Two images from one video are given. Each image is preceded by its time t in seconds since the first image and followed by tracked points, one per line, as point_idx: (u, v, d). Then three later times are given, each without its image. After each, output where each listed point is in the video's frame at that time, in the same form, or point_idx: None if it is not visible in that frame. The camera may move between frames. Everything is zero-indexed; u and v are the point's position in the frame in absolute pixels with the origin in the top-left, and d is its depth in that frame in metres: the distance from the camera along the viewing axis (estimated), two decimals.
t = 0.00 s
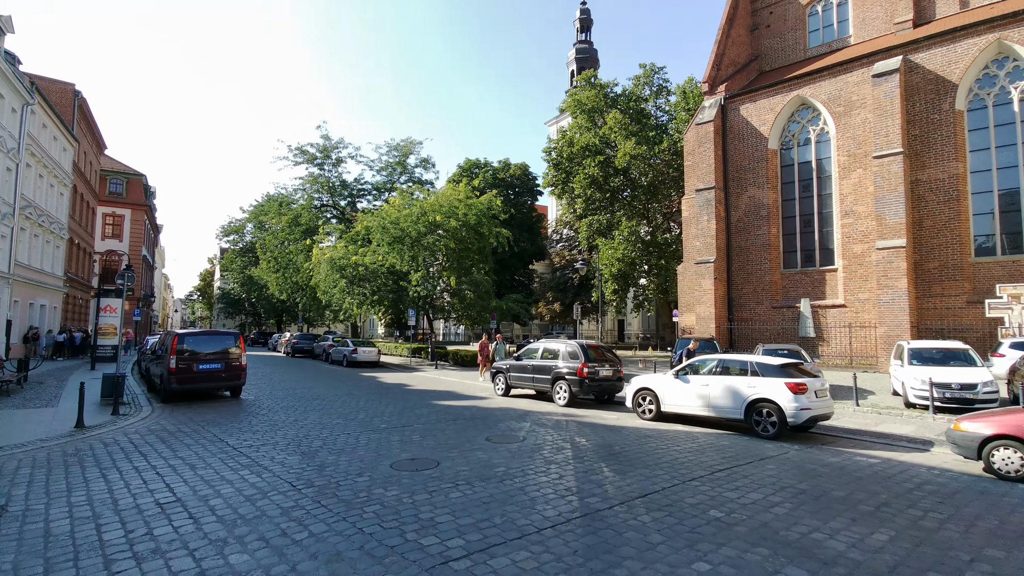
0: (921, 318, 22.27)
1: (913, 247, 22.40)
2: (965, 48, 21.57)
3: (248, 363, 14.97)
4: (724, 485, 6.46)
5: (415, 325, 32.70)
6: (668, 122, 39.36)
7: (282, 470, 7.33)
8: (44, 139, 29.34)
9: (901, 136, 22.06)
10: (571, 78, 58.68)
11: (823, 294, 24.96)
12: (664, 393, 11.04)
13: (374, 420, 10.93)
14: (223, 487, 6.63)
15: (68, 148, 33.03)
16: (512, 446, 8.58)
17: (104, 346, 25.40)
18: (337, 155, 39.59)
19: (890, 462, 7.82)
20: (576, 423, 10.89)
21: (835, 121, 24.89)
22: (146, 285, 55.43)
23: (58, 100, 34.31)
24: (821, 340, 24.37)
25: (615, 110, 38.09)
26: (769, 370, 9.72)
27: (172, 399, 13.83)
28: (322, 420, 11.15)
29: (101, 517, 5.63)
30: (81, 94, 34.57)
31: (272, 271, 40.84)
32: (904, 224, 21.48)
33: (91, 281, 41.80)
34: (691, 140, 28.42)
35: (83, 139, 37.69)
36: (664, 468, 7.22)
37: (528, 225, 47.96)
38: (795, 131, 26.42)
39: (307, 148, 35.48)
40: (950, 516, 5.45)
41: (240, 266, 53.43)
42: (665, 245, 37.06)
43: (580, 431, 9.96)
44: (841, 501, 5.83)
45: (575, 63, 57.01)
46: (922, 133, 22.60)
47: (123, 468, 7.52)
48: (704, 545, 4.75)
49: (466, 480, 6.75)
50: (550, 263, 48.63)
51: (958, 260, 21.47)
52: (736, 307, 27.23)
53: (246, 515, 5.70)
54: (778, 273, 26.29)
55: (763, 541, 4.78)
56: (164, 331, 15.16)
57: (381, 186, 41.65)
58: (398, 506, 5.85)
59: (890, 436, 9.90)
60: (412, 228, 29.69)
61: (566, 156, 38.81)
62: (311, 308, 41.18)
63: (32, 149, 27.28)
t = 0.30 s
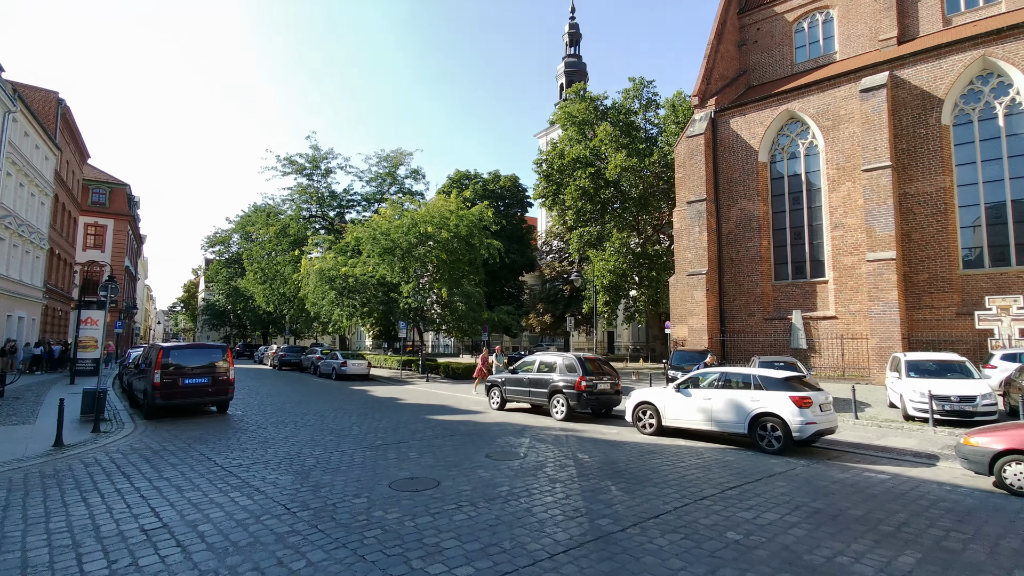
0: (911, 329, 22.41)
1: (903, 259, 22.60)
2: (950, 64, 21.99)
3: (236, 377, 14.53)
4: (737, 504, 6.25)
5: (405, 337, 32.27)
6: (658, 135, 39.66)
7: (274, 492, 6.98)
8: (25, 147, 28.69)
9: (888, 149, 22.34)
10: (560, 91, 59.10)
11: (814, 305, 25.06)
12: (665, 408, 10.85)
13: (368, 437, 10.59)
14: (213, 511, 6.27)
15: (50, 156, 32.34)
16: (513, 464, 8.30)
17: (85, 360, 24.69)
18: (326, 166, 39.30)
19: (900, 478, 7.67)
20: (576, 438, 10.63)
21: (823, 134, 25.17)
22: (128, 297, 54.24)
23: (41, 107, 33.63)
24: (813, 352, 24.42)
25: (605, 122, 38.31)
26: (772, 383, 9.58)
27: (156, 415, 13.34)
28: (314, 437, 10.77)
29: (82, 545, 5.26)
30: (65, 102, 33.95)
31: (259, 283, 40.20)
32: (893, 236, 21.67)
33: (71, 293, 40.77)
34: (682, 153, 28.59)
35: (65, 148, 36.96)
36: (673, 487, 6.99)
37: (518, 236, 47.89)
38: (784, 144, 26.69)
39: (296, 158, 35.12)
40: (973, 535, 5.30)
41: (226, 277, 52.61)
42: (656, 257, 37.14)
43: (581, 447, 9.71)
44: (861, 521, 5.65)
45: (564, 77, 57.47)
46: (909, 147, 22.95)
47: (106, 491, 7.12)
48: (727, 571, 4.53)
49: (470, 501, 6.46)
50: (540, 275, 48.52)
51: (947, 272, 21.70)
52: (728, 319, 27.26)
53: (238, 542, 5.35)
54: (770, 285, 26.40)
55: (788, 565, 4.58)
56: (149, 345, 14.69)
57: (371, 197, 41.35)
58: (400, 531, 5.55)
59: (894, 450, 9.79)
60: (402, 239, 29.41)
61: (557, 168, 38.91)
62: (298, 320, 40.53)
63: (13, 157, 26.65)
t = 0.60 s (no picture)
0: (901, 342, 22.59)
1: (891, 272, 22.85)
2: (934, 82, 22.49)
3: (223, 391, 14.12)
4: (750, 521, 6.08)
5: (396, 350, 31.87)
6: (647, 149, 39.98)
7: (268, 512, 6.68)
8: (6, 155, 28.08)
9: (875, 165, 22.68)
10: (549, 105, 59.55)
11: (805, 318, 25.21)
12: (665, 421, 10.71)
13: (362, 453, 10.28)
14: (203, 533, 5.95)
15: (31, 165, 31.67)
16: (515, 481, 8.06)
17: (64, 374, 23.97)
18: (315, 178, 39.04)
19: (908, 492, 7.58)
20: (576, 453, 10.42)
21: (812, 149, 25.53)
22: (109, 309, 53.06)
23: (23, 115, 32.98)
24: (804, 365, 24.51)
25: (595, 136, 38.59)
26: (774, 396, 9.49)
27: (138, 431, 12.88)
28: (306, 453, 10.43)
29: (65, 572, 4.94)
30: (48, 110, 33.36)
31: (246, 295, 39.56)
32: (882, 250, 21.92)
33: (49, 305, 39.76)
34: (672, 166, 28.81)
35: (48, 157, 36.23)
36: (682, 503, 6.81)
37: (509, 249, 47.83)
38: (773, 159, 27.03)
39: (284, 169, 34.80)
40: (994, 552, 5.18)
41: (210, 289, 51.77)
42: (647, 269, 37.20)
43: (583, 462, 9.50)
44: (879, 538, 5.52)
45: (553, 91, 57.95)
46: (895, 163, 23.35)
47: (89, 512, 6.75)
48: None
49: (475, 520, 6.22)
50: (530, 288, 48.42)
51: (934, 285, 21.97)
52: (720, 332, 27.32)
53: (233, 566, 5.06)
54: (760, 298, 26.55)
55: None
56: (133, 358, 14.24)
57: (361, 209, 41.06)
58: (405, 553, 5.30)
59: (896, 463, 9.72)
60: (393, 251, 29.16)
61: (548, 181, 39.05)
62: (285, 333, 39.87)
63: None
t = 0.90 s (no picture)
0: (891, 358, 22.71)
1: (881, 289, 23.06)
2: (918, 104, 22.99)
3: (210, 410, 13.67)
4: (765, 545, 5.88)
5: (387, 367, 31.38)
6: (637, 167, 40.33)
7: (261, 537, 6.34)
8: None
9: (863, 183, 23.01)
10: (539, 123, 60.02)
11: (796, 335, 25.30)
12: (666, 439, 10.52)
13: (356, 473, 9.93)
14: (191, 562, 5.61)
15: (14, 178, 31.08)
16: (517, 503, 7.78)
17: (42, 392, 23.23)
18: (305, 193, 38.76)
19: (917, 512, 7.45)
20: (577, 473, 10.17)
21: (800, 168, 25.88)
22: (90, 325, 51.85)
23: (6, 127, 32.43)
24: (796, 381, 24.52)
25: (585, 154, 38.88)
26: (777, 414, 9.36)
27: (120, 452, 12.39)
28: (297, 474, 10.05)
29: None
30: (32, 123, 32.86)
31: (232, 310, 38.89)
32: (871, 267, 22.12)
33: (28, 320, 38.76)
34: (663, 184, 29.02)
35: (31, 170, 35.61)
36: (692, 525, 6.60)
37: (499, 265, 47.74)
38: (762, 177, 27.36)
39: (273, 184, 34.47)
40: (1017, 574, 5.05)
41: (195, 305, 50.90)
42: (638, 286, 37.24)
43: (583, 482, 9.25)
44: (899, 561, 5.36)
45: (543, 110, 58.47)
46: (883, 182, 23.72)
47: (68, 539, 6.36)
48: None
49: (479, 545, 5.95)
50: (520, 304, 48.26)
51: (923, 302, 22.20)
52: (712, 348, 27.29)
53: None
54: (752, 315, 26.62)
55: None
56: (116, 376, 13.76)
57: (350, 224, 40.79)
58: None
59: (900, 481, 9.61)
60: (384, 266, 28.88)
61: (540, 198, 39.18)
62: (272, 349, 39.18)
63: None
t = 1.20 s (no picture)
0: (888, 376, 22.69)
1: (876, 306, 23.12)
2: (908, 124, 23.35)
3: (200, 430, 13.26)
4: (786, 570, 5.66)
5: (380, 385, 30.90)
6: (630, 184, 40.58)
7: (256, 565, 6.01)
8: None
9: (856, 201, 23.20)
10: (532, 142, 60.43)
11: (792, 352, 25.26)
12: (671, 458, 10.28)
13: (353, 495, 9.58)
14: None
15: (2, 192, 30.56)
16: (523, 526, 7.49)
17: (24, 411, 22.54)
18: (298, 210, 38.51)
19: (935, 534, 7.26)
20: (581, 494, 9.88)
21: (794, 186, 26.10)
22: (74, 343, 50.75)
23: None
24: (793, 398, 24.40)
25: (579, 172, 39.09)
26: (785, 432, 9.18)
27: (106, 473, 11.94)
28: (291, 496, 9.68)
29: None
30: (21, 137, 32.43)
31: (222, 327, 38.29)
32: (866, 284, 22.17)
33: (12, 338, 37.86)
34: (657, 201, 29.14)
35: (19, 184, 35.08)
36: (707, 549, 6.37)
37: (492, 282, 47.59)
38: (756, 195, 27.56)
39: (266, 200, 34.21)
40: None
41: (183, 322, 50.11)
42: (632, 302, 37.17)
43: (589, 503, 8.98)
44: None
45: (536, 128, 58.92)
46: (875, 200, 23.94)
47: (50, 567, 5.99)
48: None
49: (489, 572, 5.68)
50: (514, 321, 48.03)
51: (918, 319, 22.27)
52: (708, 365, 27.14)
53: None
54: (747, 332, 26.58)
55: None
56: (103, 394, 13.35)
57: (343, 241, 40.53)
58: None
59: (910, 501, 9.43)
60: (378, 283, 28.58)
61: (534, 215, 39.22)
62: (262, 367, 38.51)
63: None
